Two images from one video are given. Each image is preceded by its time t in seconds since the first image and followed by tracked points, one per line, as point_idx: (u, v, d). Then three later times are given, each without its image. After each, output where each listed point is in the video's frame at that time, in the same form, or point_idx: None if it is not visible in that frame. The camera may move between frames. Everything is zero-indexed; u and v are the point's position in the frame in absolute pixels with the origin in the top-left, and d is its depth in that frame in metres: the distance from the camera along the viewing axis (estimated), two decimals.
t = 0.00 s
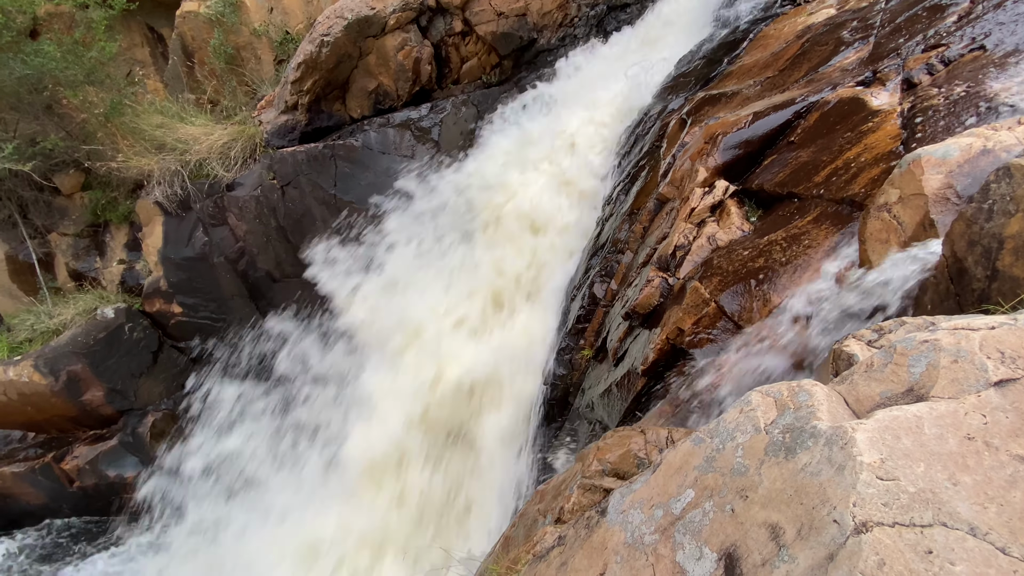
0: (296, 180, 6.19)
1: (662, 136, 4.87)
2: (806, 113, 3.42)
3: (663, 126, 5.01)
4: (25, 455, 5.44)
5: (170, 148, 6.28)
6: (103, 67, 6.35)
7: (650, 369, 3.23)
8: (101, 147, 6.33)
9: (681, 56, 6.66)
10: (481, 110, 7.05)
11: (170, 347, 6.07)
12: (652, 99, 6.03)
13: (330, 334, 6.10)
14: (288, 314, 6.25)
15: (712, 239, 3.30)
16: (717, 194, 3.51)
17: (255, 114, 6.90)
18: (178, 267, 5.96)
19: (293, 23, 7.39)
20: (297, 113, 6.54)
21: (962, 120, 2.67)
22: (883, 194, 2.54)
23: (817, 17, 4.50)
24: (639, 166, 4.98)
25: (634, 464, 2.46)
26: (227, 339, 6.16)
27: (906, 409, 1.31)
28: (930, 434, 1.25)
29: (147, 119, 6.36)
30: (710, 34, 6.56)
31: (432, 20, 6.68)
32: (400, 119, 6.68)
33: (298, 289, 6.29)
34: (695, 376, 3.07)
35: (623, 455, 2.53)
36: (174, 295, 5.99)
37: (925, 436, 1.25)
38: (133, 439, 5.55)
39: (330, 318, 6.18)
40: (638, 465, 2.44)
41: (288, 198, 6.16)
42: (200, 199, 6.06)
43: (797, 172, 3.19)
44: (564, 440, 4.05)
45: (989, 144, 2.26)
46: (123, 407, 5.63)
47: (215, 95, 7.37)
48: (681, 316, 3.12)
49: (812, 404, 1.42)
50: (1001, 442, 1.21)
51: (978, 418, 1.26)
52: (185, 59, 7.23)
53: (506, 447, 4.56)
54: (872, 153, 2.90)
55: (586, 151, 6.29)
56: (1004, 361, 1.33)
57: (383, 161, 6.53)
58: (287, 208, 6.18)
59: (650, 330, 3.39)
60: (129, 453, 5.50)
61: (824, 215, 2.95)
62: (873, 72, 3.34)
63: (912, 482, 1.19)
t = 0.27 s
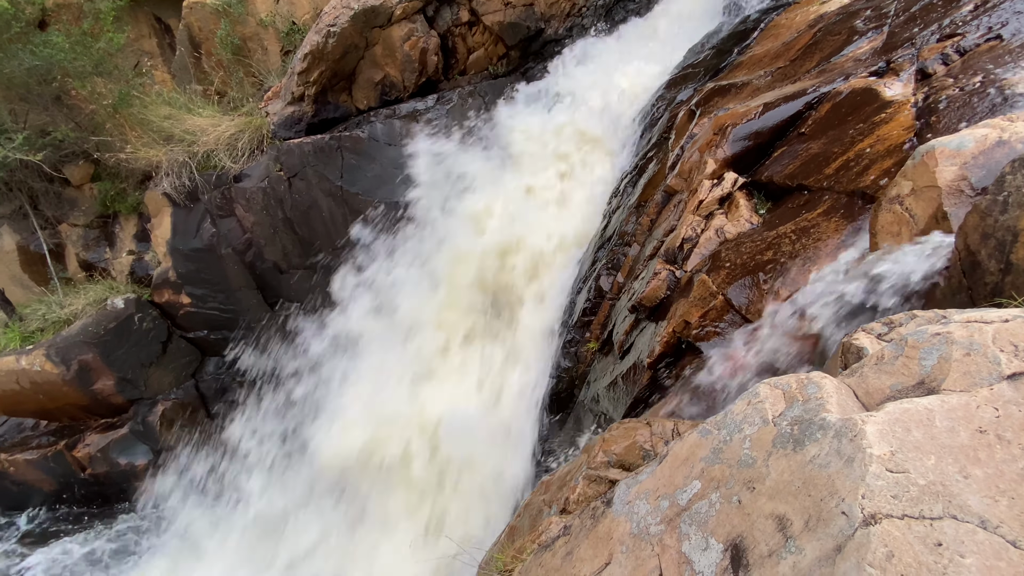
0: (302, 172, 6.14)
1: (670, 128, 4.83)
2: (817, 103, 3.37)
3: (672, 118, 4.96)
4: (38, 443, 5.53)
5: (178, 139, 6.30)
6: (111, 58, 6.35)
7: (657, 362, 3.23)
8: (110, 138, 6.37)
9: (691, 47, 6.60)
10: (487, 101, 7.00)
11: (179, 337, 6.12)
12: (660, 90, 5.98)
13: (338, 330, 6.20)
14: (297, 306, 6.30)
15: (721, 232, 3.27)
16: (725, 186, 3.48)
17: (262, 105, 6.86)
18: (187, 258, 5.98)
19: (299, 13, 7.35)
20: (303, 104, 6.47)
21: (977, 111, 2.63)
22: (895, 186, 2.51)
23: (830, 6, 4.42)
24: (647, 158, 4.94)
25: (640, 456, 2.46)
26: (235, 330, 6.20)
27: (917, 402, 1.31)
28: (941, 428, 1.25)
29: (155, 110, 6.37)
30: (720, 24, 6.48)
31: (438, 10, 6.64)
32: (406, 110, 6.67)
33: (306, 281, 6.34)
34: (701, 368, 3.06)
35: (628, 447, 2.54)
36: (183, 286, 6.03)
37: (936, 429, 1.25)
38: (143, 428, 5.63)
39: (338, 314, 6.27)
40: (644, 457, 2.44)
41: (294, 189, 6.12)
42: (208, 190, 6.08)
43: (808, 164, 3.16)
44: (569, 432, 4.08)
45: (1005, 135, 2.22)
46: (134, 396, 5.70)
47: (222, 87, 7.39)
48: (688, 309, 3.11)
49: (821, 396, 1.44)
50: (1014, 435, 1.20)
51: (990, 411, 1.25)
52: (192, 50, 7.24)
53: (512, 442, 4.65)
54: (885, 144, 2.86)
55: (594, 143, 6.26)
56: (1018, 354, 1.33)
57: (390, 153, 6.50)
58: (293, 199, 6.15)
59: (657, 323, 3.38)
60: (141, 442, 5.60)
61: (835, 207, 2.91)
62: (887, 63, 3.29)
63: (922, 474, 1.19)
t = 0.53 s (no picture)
0: (309, 164, 6.19)
1: (678, 120, 4.79)
2: (828, 95, 3.32)
3: (680, 110, 4.92)
4: (49, 432, 5.60)
5: (185, 132, 6.32)
6: (119, 50, 6.36)
7: (663, 355, 3.22)
8: (118, 130, 6.41)
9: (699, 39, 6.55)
10: (494, 93, 6.96)
11: (187, 329, 6.17)
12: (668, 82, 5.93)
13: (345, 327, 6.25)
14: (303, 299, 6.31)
15: (728, 225, 3.25)
16: (734, 178, 3.45)
17: (268, 97, 6.86)
18: (194, 250, 6.01)
19: (305, 4, 7.30)
20: (310, 96, 6.39)
21: (991, 104, 2.60)
22: (907, 178, 2.49)
23: None
24: (654, 150, 4.91)
25: (646, 448, 2.47)
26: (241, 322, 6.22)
27: (929, 395, 1.32)
28: (953, 421, 1.26)
29: (162, 102, 6.38)
30: (729, 15, 6.42)
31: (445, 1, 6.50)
32: (411, 102, 6.64)
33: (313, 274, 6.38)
34: (707, 362, 3.05)
35: (634, 439, 2.54)
36: (191, 277, 6.07)
37: (947, 421, 1.26)
38: (152, 418, 5.65)
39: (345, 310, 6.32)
40: (649, 449, 2.45)
41: (300, 181, 6.17)
42: (215, 182, 6.10)
43: (818, 156, 3.13)
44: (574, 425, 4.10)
45: (1019, 127, 2.19)
46: (143, 386, 5.75)
47: (228, 79, 7.40)
48: (695, 303, 3.11)
49: (831, 390, 1.44)
50: None
51: (1002, 404, 1.26)
52: (198, 42, 7.20)
53: (519, 439, 4.68)
54: (897, 136, 2.82)
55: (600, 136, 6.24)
56: None
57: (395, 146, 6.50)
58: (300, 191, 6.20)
59: (663, 317, 3.37)
60: (149, 431, 5.61)
61: (845, 200, 2.89)
62: (899, 54, 3.24)
63: (933, 467, 1.20)
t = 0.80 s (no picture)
0: (315, 157, 6.14)
1: (687, 112, 4.74)
2: (839, 86, 3.27)
3: (688, 101, 4.86)
4: (59, 422, 5.67)
5: (192, 124, 6.32)
6: (125, 42, 6.35)
7: (668, 349, 3.21)
8: (125, 122, 6.43)
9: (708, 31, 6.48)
10: (500, 85, 6.90)
11: (195, 320, 6.23)
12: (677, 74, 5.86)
13: (347, 322, 6.23)
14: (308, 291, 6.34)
15: (736, 218, 3.22)
16: (742, 170, 3.42)
17: (274, 89, 6.82)
18: (202, 242, 6.07)
19: None
20: (315, 88, 6.35)
21: (1006, 95, 2.56)
22: (919, 170, 2.46)
23: None
24: (661, 143, 4.87)
25: (651, 441, 2.47)
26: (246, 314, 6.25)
27: (940, 388, 1.31)
28: (964, 413, 1.25)
29: (168, 94, 6.37)
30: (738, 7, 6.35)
31: None
32: (417, 94, 6.53)
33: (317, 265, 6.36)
34: (714, 356, 3.05)
35: (640, 432, 2.54)
36: (198, 270, 6.12)
37: (959, 414, 1.25)
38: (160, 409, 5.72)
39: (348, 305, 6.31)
40: (655, 442, 2.45)
41: (306, 174, 6.13)
42: (221, 174, 6.13)
43: (828, 148, 3.09)
44: (578, 419, 4.10)
45: None
46: (151, 377, 5.82)
47: (234, 71, 7.39)
48: (702, 296, 3.07)
49: (840, 382, 1.44)
50: None
51: (1015, 398, 1.24)
52: (204, 34, 7.26)
53: (520, 437, 4.66)
54: (908, 128, 2.78)
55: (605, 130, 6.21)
56: None
57: (402, 138, 6.41)
58: (305, 183, 6.16)
59: (669, 311, 3.36)
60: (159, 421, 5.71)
61: (854, 192, 2.86)
62: (912, 44, 3.18)
63: (944, 460, 1.20)
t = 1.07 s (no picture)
0: (321, 149, 6.13)
1: (696, 103, 4.69)
2: (852, 76, 3.21)
3: (697, 92, 4.82)
4: (71, 412, 5.76)
5: (199, 116, 6.32)
6: (132, 33, 6.35)
7: (676, 342, 3.21)
8: (133, 114, 6.45)
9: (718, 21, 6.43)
10: (506, 76, 6.86)
11: (204, 312, 6.28)
12: (686, 65, 5.80)
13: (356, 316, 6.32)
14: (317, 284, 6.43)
15: (746, 210, 3.18)
16: (752, 162, 3.38)
17: (280, 80, 6.79)
18: (210, 234, 6.07)
19: None
20: (322, 79, 6.32)
21: None
22: (933, 161, 2.42)
23: None
24: (670, 134, 4.82)
25: (659, 433, 2.47)
26: (256, 307, 6.31)
27: (956, 380, 1.31)
28: (981, 406, 1.25)
29: (175, 85, 6.38)
30: None
31: None
32: (423, 85, 6.47)
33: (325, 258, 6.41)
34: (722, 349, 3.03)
35: (647, 424, 2.54)
36: (206, 261, 6.14)
37: (975, 407, 1.25)
38: (171, 399, 5.79)
39: (355, 301, 6.38)
40: (663, 434, 2.44)
41: (314, 166, 6.13)
42: (229, 166, 6.11)
43: (840, 139, 3.04)
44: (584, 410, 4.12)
45: None
46: (161, 367, 5.88)
47: (241, 62, 7.40)
48: (710, 289, 3.07)
49: (853, 373, 1.45)
50: None
51: None
52: (210, 24, 7.29)
53: (526, 427, 4.67)
54: (923, 118, 2.73)
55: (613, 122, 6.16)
56: None
57: (408, 130, 6.36)
58: (313, 175, 6.16)
59: (677, 303, 3.34)
60: (167, 412, 5.77)
61: (866, 184, 2.83)
62: (927, 33, 3.11)
63: (960, 453, 1.19)
